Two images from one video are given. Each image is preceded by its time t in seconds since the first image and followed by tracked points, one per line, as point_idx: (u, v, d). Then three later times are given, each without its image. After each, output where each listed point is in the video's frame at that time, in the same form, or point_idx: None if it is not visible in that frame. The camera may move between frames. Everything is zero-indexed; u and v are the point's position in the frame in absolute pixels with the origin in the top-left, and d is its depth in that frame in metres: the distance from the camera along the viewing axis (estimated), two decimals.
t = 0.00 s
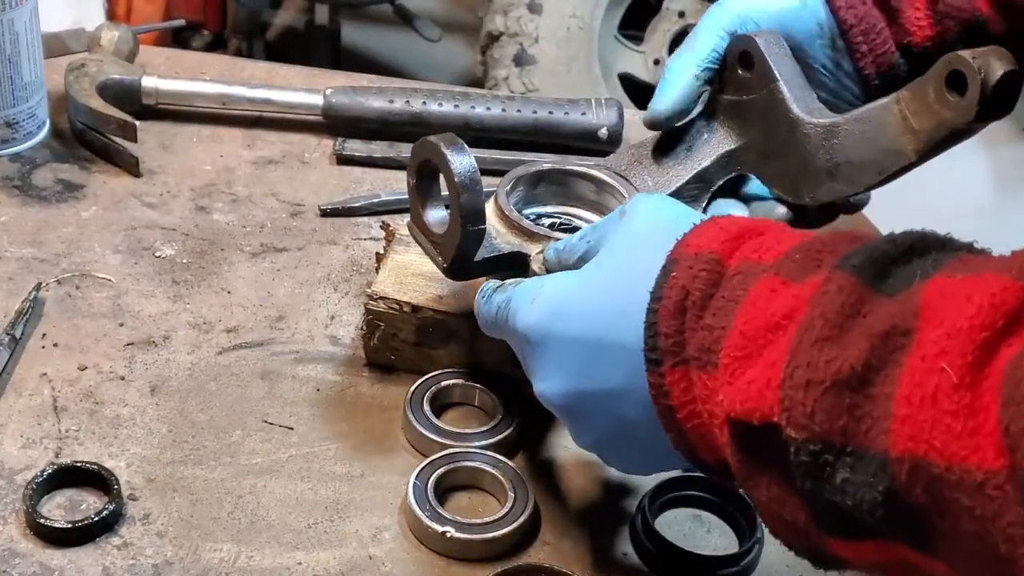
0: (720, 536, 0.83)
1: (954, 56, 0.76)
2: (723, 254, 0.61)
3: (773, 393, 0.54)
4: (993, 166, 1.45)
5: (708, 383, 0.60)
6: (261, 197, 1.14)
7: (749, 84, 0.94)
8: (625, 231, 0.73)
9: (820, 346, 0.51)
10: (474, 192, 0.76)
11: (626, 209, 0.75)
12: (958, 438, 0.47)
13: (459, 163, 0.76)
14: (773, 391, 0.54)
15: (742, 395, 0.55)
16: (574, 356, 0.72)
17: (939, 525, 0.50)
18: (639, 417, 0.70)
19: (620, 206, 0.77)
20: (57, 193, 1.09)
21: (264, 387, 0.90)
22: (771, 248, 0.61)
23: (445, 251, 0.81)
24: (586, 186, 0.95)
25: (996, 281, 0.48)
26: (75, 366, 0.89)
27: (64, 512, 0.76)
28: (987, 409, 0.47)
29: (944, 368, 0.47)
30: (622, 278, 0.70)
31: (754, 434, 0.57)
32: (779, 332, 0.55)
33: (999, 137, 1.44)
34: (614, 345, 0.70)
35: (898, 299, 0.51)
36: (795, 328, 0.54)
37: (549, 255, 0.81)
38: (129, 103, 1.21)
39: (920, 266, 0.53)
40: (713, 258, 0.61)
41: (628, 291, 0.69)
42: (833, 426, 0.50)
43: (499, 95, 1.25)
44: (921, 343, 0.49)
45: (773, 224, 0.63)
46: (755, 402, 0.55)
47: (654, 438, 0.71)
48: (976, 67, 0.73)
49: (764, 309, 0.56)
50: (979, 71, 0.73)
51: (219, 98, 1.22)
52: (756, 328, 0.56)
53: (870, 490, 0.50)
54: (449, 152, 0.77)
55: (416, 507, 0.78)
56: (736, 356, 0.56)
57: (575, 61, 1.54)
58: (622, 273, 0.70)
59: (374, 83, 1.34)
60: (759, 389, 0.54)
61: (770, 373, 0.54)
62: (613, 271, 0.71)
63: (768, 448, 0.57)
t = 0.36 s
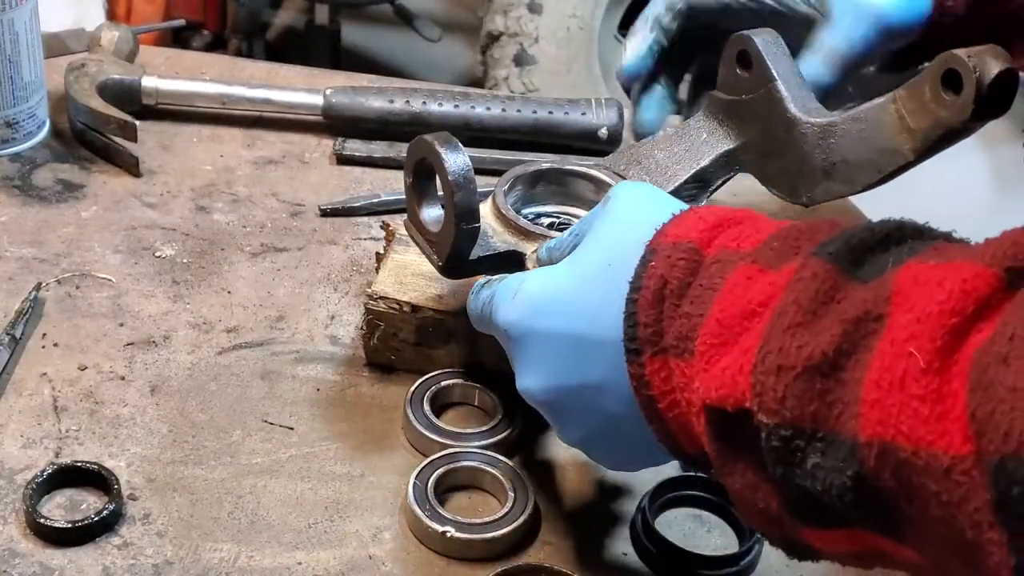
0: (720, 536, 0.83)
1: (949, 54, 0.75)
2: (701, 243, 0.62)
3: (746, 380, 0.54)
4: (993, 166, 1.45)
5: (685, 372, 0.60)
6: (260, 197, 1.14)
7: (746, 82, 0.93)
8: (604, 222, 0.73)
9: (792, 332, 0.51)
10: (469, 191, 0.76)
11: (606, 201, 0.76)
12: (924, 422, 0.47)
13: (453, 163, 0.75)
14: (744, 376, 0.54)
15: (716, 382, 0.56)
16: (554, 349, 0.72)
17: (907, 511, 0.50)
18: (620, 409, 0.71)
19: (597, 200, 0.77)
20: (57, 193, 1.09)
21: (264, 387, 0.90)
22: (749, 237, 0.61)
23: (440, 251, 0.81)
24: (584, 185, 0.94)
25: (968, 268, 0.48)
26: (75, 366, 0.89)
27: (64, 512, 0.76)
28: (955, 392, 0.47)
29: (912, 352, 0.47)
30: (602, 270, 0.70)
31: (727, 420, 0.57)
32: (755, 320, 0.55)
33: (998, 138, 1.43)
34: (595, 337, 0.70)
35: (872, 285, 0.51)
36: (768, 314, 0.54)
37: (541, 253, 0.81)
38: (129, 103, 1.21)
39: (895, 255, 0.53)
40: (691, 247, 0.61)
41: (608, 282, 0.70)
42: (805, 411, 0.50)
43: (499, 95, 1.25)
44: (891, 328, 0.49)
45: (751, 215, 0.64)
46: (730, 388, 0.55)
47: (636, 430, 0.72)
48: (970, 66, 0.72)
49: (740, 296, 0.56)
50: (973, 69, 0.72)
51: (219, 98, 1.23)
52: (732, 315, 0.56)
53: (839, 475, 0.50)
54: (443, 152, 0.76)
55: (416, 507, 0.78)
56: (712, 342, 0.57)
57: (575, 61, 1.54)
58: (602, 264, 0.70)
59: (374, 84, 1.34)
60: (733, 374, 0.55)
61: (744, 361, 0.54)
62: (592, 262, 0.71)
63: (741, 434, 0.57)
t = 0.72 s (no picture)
0: (720, 536, 0.83)
1: (948, 58, 0.74)
2: (699, 243, 0.62)
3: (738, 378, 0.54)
4: (994, 167, 1.45)
5: (681, 371, 0.60)
6: (260, 197, 1.14)
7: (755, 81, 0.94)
8: (603, 221, 0.73)
9: (786, 332, 0.51)
10: (467, 189, 0.76)
11: (604, 201, 0.76)
12: (913, 423, 0.47)
13: (450, 162, 0.76)
14: (738, 375, 0.54)
15: (710, 380, 0.56)
16: (552, 347, 0.72)
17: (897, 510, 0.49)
18: (617, 409, 0.70)
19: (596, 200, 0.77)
20: (57, 193, 1.09)
21: (263, 387, 0.90)
22: (747, 237, 0.61)
23: (437, 247, 0.81)
24: (583, 186, 0.95)
25: (958, 268, 0.48)
26: (75, 366, 0.89)
27: (64, 513, 0.76)
28: (945, 394, 0.47)
29: (901, 353, 0.47)
30: (601, 267, 0.70)
31: (717, 421, 0.57)
32: (749, 319, 0.55)
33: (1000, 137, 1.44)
34: (592, 335, 0.70)
35: (865, 285, 0.51)
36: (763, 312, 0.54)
37: (537, 252, 0.81)
38: (129, 103, 1.21)
39: (888, 255, 0.53)
40: (689, 246, 0.61)
41: (605, 280, 0.69)
42: (797, 411, 0.51)
43: (498, 95, 1.25)
44: (883, 329, 0.49)
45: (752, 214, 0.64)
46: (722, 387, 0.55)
47: (632, 430, 0.71)
48: (970, 70, 0.71)
49: (735, 295, 0.56)
50: (973, 74, 0.71)
51: (219, 98, 1.23)
52: (727, 315, 0.56)
53: (830, 476, 0.50)
54: (439, 149, 0.77)
55: (416, 508, 0.78)
56: (707, 342, 0.57)
57: (575, 61, 1.54)
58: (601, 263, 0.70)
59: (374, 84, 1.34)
60: (726, 372, 0.54)
61: (737, 360, 0.54)
62: (592, 261, 0.71)
63: (734, 434, 0.57)
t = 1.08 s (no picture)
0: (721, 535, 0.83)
1: (948, 55, 0.74)
2: (863, 286, 0.56)
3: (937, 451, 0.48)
4: (993, 167, 1.46)
5: (849, 430, 0.53)
6: (260, 197, 1.14)
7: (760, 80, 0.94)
8: (740, 245, 0.66)
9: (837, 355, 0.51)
10: (467, 189, 0.77)
11: (732, 224, 0.68)
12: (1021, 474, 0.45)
13: (451, 162, 0.77)
14: (942, 445, 0.48)
15: (904, 443, 0.50)
16: (687, 395, 0.63)
17: None
18: (757, 472, 0.60)
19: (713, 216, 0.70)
20: (57, 193, 1.09)
21: (264, 387, 0.90)
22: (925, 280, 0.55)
23: (438, 247, 0.82)
24: (584, 185, 0.95)
25: None
26: (75, 366, 0.89)
27: (64, 512, 0.76)
28: None
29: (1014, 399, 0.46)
30: (754, 295, 0.61)
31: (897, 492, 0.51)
32: (947, 377, 0.49)
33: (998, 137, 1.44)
34: (740, 384, 0.60)
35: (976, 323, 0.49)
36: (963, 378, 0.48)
37: (622, 243, 0.76)
38: (129, 103, 1.21)
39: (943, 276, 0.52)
40: (855, 289, 0.55)
41: (745, 325, 0.61)
42: (1005, 491, 0.46)
43: (499, 95, 1.25)
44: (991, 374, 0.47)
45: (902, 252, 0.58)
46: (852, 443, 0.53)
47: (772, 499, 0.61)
48: (970, 68, 0.71)
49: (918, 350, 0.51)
50: (973, 72, 0.71)
51: (219, 98, 1.23)
52: (917, 374, 0.50)
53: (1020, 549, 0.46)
54: (440, 150, 0.78)
55: (416, 508, 0.78)
56: (840, 388, 0.53)
57: (575, 61, 1.54)
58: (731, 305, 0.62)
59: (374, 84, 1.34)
60: (897, 440, 0.50)
61: (943, 426, 0.48)
62: (722, 293, 0.64)
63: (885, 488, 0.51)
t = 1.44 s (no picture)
0: (721, 535, 0.83)
1: (947, 55, 0.74)
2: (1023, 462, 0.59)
3: None
4: (994, 168, 1.45)
5: None
6: (260, 197, 1.14)
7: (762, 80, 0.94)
8: (970, 399, 0.71)
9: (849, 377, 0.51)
10: (466, 189, 0.77)
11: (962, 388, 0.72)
12: None
13: (451, 163, 0.77)
14: None
15: None
16: (901, 556, 0.70)
17: None
18: None
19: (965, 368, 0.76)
20: (57, 193, 1.09)
21: (263, 387, 0.90)
22: None
23: (437, 248, 0.82)
24: (584, 186, 0.95)
25: None
26: (75, 366, 0.89)
27: (64, 513, 0.76)
28: None
29: None
30: (978, 460, 0.67)
31: None
32: None
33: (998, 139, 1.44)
34: (961, 551, 0.67)
35: None
36: None
37: (857, 403, 0.80)
38: (129, 103, 1.21)
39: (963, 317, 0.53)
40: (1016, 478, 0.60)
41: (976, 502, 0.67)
42: None
43: (499, 95, 1.25)
44: None
45: None
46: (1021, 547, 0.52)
47: None
48: (970, 67, 0.72)
49: None
50: (973, 71, 0.72)
51: (219, 98, 1.23)
52: None
53: None
54: (439, 150, 0.78)
55: (416, 508, 0.78)
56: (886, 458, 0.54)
57: (575, 61, 1.54)
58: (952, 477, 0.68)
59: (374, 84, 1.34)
60: None
61: None
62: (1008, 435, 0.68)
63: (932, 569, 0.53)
